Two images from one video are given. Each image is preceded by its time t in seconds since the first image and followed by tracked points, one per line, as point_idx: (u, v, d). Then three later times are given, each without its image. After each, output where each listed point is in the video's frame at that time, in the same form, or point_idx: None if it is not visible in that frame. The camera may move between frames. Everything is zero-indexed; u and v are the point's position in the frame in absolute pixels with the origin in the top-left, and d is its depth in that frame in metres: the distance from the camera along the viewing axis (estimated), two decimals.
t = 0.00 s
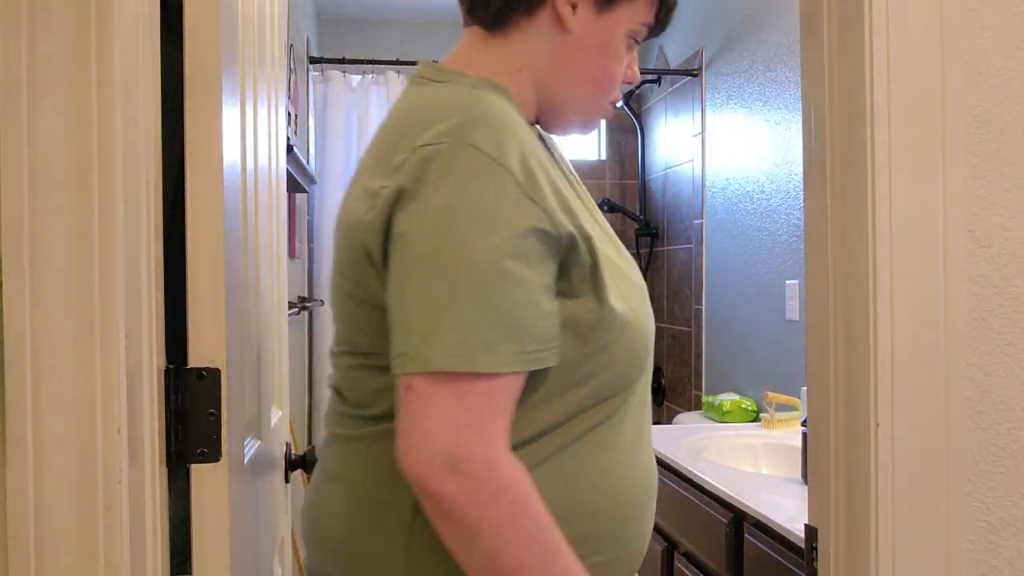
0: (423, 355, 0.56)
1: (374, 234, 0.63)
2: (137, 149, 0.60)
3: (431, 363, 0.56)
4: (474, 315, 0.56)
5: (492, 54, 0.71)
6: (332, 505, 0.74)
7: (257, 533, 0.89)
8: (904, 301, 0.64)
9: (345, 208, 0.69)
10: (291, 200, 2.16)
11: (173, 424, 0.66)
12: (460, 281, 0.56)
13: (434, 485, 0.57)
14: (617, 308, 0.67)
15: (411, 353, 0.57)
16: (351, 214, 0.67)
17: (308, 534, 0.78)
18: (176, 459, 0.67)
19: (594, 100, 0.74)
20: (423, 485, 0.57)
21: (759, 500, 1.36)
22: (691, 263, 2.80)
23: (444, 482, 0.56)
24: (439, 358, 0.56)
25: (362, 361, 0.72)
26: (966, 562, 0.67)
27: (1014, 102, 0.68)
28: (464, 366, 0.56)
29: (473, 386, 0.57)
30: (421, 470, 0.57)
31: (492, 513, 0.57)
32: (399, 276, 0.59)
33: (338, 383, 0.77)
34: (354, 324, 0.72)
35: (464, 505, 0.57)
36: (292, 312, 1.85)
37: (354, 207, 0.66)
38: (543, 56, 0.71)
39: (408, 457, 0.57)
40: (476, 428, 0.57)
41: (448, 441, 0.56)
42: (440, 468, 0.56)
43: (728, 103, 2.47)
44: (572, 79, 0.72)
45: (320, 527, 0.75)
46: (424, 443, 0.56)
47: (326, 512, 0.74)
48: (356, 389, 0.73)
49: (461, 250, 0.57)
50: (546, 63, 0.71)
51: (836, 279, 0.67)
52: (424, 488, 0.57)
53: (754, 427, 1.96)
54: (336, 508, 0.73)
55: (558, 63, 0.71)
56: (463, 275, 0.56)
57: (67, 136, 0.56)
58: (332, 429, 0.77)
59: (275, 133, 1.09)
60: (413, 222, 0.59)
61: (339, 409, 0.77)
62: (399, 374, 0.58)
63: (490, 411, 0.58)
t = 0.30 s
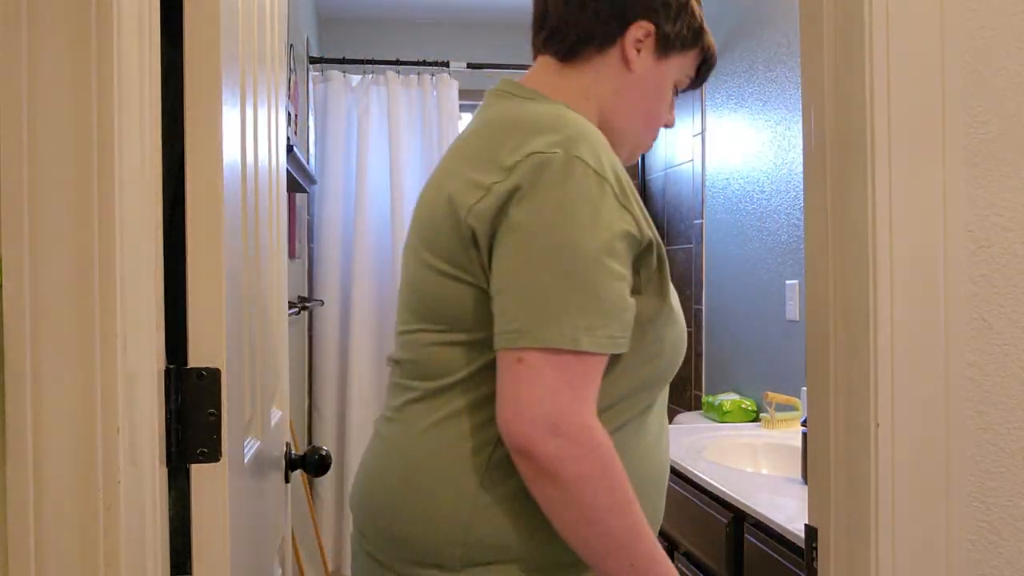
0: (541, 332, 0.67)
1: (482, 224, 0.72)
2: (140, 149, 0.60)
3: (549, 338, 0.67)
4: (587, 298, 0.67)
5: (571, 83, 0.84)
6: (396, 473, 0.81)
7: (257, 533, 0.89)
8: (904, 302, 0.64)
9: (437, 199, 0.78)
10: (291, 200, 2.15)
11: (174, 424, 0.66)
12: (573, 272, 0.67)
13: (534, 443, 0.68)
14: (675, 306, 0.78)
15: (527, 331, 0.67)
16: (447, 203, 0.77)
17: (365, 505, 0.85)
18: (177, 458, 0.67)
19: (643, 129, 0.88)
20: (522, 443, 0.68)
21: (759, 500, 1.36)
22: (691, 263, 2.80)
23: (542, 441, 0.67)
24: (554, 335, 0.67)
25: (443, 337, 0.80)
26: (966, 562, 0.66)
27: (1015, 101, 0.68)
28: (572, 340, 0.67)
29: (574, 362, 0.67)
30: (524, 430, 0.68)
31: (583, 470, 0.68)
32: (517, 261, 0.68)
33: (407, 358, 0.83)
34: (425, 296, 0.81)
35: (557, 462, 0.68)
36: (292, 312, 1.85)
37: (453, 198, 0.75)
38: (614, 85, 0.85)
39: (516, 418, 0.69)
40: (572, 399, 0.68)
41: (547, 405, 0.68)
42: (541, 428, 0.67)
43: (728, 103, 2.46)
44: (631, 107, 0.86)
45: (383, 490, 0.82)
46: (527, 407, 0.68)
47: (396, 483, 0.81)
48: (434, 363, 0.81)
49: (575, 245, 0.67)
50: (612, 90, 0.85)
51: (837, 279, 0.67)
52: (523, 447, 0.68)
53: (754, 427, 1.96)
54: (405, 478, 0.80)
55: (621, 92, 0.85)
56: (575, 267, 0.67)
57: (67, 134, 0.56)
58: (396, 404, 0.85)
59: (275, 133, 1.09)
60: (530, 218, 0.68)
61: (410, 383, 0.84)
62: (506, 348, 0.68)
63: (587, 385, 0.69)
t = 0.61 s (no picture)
0: (616, 313, 0.70)
1: (553, 203, 0.75)
2: (140, 149, 0.60)
3: (625, 321, 0.70)
4: (655, 289, 0.71)
5: (607, 97, 0.91)
6: (434, 455, 0.80)
7: (258, 532, 0.89)
8: (904, 302, 0.64)
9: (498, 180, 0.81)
10: (291, 200, 2.15)
11: (174, 424, 0.66)
12: (646, 263, 0.71)
13: (595, 420, 0.70)
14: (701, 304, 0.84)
15: (602, 312, 0.70)
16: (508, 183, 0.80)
17: (378, 492, 0.85)
18: (176, 458, 0.67)
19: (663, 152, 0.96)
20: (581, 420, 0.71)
21: (759, 500, 1.36)
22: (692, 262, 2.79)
23: (604, 417, 0.70)
24: (628, 320, 0.70)
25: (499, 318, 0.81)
26: (966, 562, 0.66)
27: (1015, 101, 0.68)
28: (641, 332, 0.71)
29: (641, 346, 0.71)
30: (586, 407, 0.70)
31: (642, 450, 0.71)
32: (591, 242, 0.72)
33: (456, 338, 0.82)
34: (480, 274, 0.82)
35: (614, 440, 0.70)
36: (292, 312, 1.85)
37: (519, 178, 0.78)
38: (645, 106, 0.91)
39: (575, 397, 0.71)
40: (636, 381, 0.71)
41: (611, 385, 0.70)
42: (605, 407, 0.70)
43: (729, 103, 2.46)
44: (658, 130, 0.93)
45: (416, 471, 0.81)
46: (591, 384, 0.70)
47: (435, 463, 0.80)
48: (491, 342, 0.81)
49: (647, 236, 0.71)
50: (646, 112, 0.91)
51: (836, 279, 0.67)
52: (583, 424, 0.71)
53: (754, 427, 1.96)
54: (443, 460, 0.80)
55: (652, 116, 0.92)
56: (648, 256, 0.71)
57: (68, 135, 0.56)
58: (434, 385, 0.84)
59: (275, 133, 1.09)
60: (607, 202, 0.72)
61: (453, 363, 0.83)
62: (581, 326, 0.71)
63: (647, 371, 0.72)
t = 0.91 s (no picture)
0: (719, 337, 0.81)
1: (658, 224, 0.82)
2: (141, 149, 0.60)
3: (726, 343, 0.81)
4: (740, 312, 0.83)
5: (629, 100, 1.01)
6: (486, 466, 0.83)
7: (258, 532, 0.89)
8: (903, 302, 0.64)
9: (585, 193, 0.85)
10: (291, 200, 2.15)
11: (174, 424, 0.66)
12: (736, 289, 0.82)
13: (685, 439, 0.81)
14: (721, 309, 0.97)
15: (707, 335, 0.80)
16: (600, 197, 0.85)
17: (395, 500, 0.87)
18: (176, 458, 0.67)
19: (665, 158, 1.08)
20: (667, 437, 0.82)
21: (759, 500, 1.36)
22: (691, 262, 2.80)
23: (695, 440, 0.81)
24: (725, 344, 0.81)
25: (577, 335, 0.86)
26: (966, 562, 0.66)
27: (1015, 101, 0.68)
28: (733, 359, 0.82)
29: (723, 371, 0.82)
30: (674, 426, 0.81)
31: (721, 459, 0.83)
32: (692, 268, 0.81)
33: (529, 353, 0.86)
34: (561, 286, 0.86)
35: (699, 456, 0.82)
36: (292, 312, 1.84)
37: (619, 197, 0.84)
38: (662, 112, 1.03)
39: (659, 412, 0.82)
40: (721, 407, 0.82)
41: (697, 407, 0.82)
42: (695, 429, 0.81)
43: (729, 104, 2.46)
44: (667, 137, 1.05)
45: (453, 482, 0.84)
46: (683, 407, 0.81)
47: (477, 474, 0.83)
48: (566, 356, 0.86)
49: (736, 264, 0.82)
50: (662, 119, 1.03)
51: (837, 279, 0.67)
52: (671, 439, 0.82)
53: (754, 427, 1.96)
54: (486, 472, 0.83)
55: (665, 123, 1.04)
56: (735, 283, 0.82)
57: (69, 134, 0.56)
58: (503, 398, 0.85)
59: (275, 134, 1.09)
60: (708, 231, 0.81)
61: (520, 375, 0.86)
62: (686, 352, 0.81)
63: (728, 395, 0.83)
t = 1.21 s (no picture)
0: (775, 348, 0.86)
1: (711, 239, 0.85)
2: (141, 150, 0.60)
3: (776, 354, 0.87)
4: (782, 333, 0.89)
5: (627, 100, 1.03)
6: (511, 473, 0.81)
7: (257, 533, 0.89)
8: (903, 302, 0.64)
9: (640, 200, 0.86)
10: (291, 201, 2.15)
11: (174, 424, 0.66)
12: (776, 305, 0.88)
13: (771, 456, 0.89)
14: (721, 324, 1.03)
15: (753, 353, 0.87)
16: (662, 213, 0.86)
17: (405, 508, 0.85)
18: (176, 458, 0.67)
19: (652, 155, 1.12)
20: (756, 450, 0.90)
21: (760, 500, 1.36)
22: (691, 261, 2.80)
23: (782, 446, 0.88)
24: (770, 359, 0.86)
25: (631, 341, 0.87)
26: (966, 562, 0.66)
27: (1014, 101, 0.68)
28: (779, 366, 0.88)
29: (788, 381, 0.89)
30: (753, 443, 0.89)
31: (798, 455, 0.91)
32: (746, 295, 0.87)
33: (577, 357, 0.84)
34: (620, 292, 0.86)
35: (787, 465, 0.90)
36: (292, 312, 1.84)
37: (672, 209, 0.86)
38: (655, 112, 1.06)
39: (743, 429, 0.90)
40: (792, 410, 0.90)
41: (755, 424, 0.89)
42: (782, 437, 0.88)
43: (729, 104, 2.46)
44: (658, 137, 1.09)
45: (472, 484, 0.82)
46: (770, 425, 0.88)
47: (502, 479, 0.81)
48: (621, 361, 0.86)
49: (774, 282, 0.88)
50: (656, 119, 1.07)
51: (836, 278, 0.67)
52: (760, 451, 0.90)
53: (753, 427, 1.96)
54: (506, 477, 0.81)
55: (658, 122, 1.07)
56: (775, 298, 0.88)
57: (69, 135, 0.56)
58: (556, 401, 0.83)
59: (275, 134, 1.09)
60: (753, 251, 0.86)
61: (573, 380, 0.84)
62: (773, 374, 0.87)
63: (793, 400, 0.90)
